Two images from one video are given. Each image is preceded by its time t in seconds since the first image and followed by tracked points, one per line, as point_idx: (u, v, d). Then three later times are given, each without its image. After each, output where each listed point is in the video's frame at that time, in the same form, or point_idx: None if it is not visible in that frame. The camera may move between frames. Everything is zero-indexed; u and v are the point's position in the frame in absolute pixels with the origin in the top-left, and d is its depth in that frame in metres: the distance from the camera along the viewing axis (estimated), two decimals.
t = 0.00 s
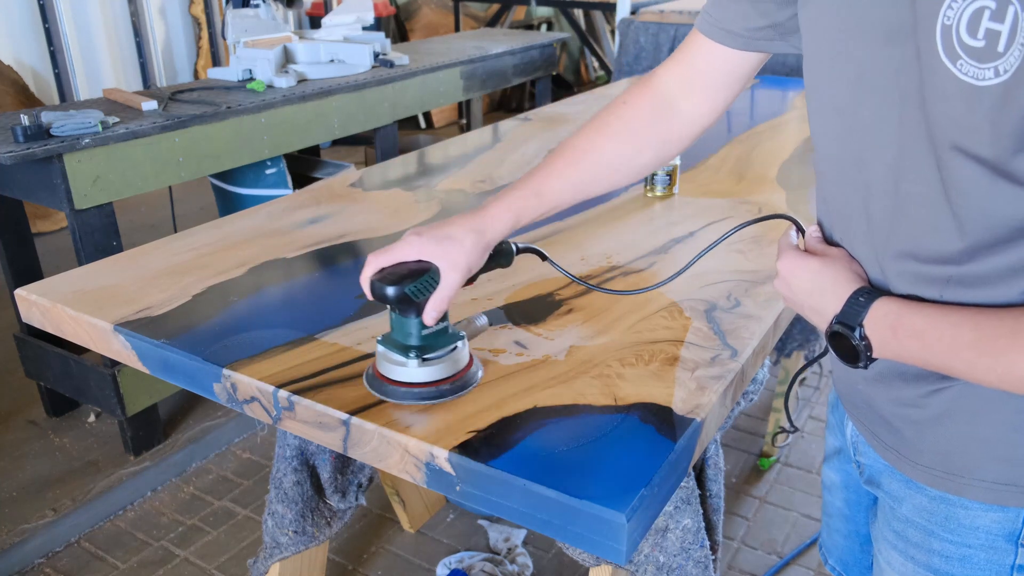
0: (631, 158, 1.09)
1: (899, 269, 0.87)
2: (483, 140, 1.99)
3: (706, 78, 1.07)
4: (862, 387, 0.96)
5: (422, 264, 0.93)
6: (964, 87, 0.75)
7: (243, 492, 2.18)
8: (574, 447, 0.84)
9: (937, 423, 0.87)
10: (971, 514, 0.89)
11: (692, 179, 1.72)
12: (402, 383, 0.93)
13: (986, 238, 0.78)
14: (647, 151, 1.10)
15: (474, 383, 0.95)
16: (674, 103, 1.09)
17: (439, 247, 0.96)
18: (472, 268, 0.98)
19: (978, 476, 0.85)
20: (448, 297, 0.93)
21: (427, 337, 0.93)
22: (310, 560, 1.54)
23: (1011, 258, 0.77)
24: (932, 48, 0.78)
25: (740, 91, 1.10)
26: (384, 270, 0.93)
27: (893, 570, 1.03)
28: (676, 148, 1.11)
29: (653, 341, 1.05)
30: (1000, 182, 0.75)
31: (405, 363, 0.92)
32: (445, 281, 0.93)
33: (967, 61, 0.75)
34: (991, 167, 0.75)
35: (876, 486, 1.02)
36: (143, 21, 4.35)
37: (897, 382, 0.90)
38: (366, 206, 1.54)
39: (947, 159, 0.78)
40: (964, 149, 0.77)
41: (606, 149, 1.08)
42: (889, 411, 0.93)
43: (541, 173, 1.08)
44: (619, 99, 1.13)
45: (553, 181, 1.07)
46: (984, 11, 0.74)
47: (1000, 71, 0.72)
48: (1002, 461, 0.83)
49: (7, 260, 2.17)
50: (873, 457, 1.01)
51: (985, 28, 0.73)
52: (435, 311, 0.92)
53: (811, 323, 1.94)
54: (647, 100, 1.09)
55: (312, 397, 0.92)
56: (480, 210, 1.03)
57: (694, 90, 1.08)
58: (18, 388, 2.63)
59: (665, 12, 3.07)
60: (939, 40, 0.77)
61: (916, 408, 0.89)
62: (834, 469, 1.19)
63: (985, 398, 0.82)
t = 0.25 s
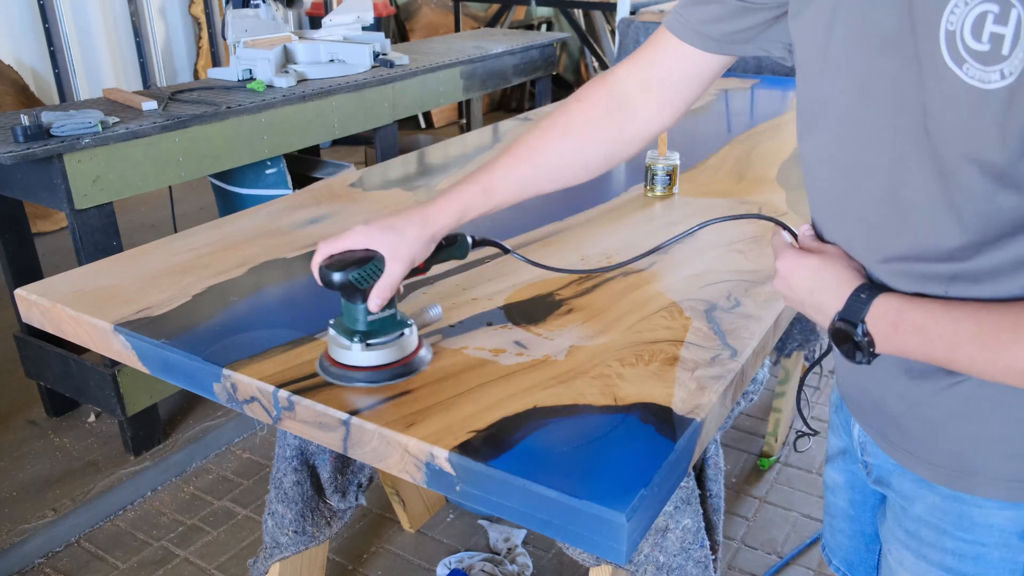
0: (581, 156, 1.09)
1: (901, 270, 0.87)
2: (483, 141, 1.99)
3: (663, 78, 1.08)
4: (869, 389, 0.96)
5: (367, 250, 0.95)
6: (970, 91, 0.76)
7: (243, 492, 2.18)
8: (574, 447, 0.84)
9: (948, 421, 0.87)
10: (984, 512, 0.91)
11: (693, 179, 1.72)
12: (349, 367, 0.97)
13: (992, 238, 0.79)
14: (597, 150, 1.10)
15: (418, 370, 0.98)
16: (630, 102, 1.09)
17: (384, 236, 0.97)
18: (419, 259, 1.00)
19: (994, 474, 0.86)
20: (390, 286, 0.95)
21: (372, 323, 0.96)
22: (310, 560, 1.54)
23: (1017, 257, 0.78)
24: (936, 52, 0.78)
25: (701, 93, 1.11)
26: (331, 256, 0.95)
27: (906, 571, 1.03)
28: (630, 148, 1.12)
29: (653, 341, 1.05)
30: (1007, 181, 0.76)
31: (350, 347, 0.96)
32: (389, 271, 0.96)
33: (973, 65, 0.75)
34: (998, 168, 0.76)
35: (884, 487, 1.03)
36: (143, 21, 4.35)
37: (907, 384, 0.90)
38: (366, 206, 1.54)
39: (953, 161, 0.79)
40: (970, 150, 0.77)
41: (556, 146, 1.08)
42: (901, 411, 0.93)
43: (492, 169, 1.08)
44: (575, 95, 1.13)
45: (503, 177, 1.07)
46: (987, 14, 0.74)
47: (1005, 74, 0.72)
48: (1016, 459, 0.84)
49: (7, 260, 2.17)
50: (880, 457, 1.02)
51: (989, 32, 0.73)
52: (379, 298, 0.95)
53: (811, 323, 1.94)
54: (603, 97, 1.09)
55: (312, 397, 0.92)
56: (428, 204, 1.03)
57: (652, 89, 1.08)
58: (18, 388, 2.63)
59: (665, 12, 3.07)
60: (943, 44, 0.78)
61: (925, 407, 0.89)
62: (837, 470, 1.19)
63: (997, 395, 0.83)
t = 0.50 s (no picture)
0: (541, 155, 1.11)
1: (905, 270, 0.88)
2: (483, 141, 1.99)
3: (627, 84, 1.09)
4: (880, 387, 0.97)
5: (329, 240, 0.98)
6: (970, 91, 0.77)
7: (243, 492, 2.17)
8: (574, 447, 0.84)
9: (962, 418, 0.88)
10: (997, 510, 0.91)
11: (693, 179, 1.72)
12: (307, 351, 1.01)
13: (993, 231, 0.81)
14: (555, 150, 1.12)
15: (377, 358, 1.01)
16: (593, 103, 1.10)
17: (347, 228, 1.00)
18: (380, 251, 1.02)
19: (1007, 470, 0.86)
20: (350, 274, 0.98)
21: (334, 311, 1.00)
22: (310, 560, 1.54)
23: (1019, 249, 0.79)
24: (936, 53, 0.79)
25: (668, 98, 1.12)
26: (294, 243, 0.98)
27: (917, 570, 1.03)
28: (591, 151, 1.14)
29: (653, 341, 1.05)
30: (1007, 180, 0.77)
31: (311, 333, 1.00)
32: (349, 259, 0.98)
33: (974, 65, 0.76)
34: (997, 167, 0.76)
35: (893, 485, 1.03)
36: (143, 21, 4.35)
37: (920, 380, 0.91)
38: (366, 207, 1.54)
39: (953, 161, 0.79)
40: (969, 150, 0.78)
41: (515, 146, 1.10)
42: (915, 408, 0.93)
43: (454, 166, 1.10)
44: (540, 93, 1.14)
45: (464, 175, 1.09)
46: (985, 15, 0.75)
47: (1004, 73, 0.74)
48: None
49: (7, 260, 2.17)
50: (890, 456, 1.01)
51: (988, 32, 0.74)
52: (339, 288, 0.98)
53: (811, 323, 1.94)
54: (565, 98, 1.11)
55: (312, 397, 0.92)
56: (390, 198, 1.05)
57: (615, 93, 1.10)
58: (18, 388, 2.63)
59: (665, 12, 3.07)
60: (942, 45, 0.79)
61: (939, 405, 0.90)
62: (845, 469, 1.19)
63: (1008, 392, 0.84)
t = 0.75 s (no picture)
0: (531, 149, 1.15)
1: (906, 263, 0.90)
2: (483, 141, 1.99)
3: (616, 81, 1.14)
4: (886, 380, 0.98)
5: (327, 230, 1.01)
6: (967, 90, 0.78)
7: (243, 492, 2.17)
8: (575, 447, 0.84)
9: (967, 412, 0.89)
10: (1004, 506, 0.94)
11: (693, 179, 1.72)
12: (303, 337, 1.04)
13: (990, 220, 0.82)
14: (544, 144, 1.16)
15: (374, 345, 1.04)
16: (581, 100, 1.15)
17: (343, 218, 1.02)
18: (377, 240, 1.04)
19: (1010, 466, 0.88)
20: (348, 263, 1.00)
21: (330, 300, 1.02)
22: (310, 560, 1.54)
23: (1015, 239, 0.80)
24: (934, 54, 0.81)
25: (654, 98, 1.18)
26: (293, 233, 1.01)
27: (925, 566, 1.07)
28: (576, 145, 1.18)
29: (653, 341, 1.05)
30: (1001, 176, 0.78)
31: (308, 320, 1.03)
32: (346, 249, 1.01)
33: (971, 65, 0.77)
34: (991, 163, 0.78)
35: (902, 480, 1.06)
36: (143, 21, 4.35)
37: (925, 378, 0.93)
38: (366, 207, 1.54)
39: (949, 156, 0.82)
40: (964, 146, 0.80)
41: (506, 139, 1.14)
42: (923, 404, 0.94)
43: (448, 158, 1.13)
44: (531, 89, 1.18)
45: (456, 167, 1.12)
46: (981, 17, 0.76)
47: (995, 74, 0.75)
48: None
49: (7, 260, 2.17)
50: (899, 452, 1.04)
51: (982, 33, 0.76)
52: (335, 276, 1.00)
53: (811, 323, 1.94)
54: (554, 93, 1.15)
55: (312, 397, 0.92)
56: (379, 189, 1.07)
57: (604, 90, 1.14)
58: (18, 388, 2.63)
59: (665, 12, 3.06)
60: (940, 46, 0.80)
61: (946, 398, 0.91)
62: (853, 465, 1.20)
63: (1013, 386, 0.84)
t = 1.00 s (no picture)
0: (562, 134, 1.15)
1: (903, 252, 0.91)
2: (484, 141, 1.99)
3: (641, 68, 1.14)
4: (891, 366, 1.00)
5: (363, 219, 1.04)
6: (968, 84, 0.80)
7: (243, 492, 2.18)
8: (574, 446, 0.84)
9: (968, 397, 0.90)
10: (1003, 488, 0.93)
11: (693, 178, 1.72)
12: (340, 325, 1.08)
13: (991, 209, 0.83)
14: (574, 127, 1.16)
15: (408, 331, 1.08)
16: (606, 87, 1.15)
17: (377, 206, 1.05)
18: (412, 227, 1.07)
19: (1011, 447, 0.88)
20: (385, 249, 1.04)
21: (367, 287, 1.06)
22: (310, 560, 1.54)
23: (1015, 229, 0.81)
24: (936, 50, 0.83)
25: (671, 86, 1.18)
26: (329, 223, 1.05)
27: (925, 552, 1.05)
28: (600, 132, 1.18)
29: (653, 341, 1.05)
30: (1001, 166, 0.80)
31: (345, 307, 1.07)
32: (382, 239, 1.04)
33: (970, 60, 0.79)
34: (991, 154, 0.80)
35: (901, 466, 1.05)
36: (143, 21, 4.35)
37: (925, 365, 0.94)
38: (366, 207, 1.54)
39: (949, 147, 0.83)
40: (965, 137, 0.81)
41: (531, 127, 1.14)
42: (926, 390, 0.95)
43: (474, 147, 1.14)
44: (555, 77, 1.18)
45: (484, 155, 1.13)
46: (981, 13, 0.78)
47: (995, 69, 0.77)
48: None
49: (7, 261, 2.17)
50: (898, 438, 1.04)
51: (983, 29, 0.78)
52: (372, 265, 1.04)
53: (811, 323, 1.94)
54: (578, 81, 1.15)
55: (312, 397, 0.92)
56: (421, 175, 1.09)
57: (626, 78, 1.15)
58: (18, 388, 2.63)
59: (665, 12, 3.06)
60: (941, 41, 0.82)
61: (948, 383, 0.92)
62: (847, 455, 1.20)
63: (1013, 374, 0.85)
